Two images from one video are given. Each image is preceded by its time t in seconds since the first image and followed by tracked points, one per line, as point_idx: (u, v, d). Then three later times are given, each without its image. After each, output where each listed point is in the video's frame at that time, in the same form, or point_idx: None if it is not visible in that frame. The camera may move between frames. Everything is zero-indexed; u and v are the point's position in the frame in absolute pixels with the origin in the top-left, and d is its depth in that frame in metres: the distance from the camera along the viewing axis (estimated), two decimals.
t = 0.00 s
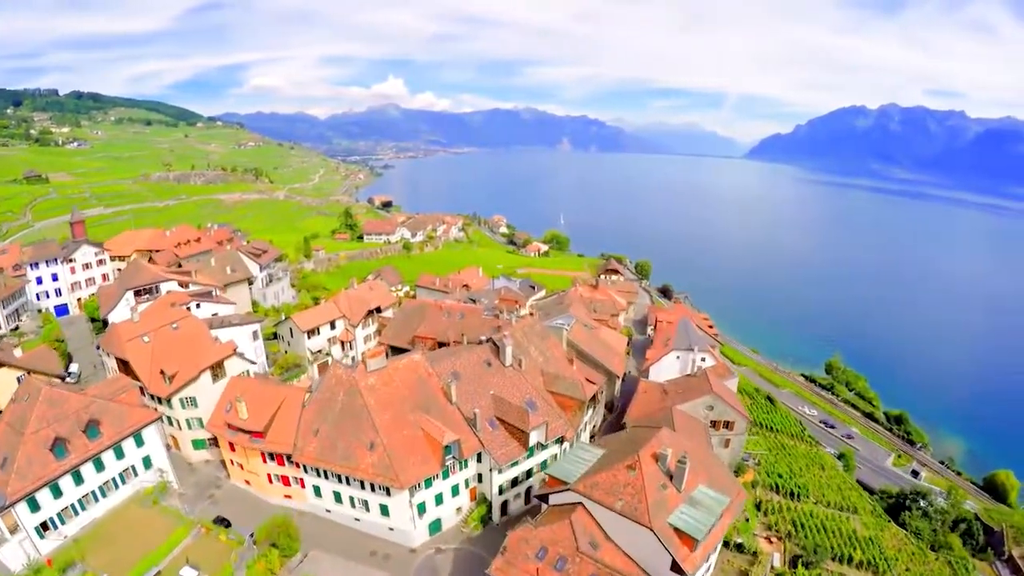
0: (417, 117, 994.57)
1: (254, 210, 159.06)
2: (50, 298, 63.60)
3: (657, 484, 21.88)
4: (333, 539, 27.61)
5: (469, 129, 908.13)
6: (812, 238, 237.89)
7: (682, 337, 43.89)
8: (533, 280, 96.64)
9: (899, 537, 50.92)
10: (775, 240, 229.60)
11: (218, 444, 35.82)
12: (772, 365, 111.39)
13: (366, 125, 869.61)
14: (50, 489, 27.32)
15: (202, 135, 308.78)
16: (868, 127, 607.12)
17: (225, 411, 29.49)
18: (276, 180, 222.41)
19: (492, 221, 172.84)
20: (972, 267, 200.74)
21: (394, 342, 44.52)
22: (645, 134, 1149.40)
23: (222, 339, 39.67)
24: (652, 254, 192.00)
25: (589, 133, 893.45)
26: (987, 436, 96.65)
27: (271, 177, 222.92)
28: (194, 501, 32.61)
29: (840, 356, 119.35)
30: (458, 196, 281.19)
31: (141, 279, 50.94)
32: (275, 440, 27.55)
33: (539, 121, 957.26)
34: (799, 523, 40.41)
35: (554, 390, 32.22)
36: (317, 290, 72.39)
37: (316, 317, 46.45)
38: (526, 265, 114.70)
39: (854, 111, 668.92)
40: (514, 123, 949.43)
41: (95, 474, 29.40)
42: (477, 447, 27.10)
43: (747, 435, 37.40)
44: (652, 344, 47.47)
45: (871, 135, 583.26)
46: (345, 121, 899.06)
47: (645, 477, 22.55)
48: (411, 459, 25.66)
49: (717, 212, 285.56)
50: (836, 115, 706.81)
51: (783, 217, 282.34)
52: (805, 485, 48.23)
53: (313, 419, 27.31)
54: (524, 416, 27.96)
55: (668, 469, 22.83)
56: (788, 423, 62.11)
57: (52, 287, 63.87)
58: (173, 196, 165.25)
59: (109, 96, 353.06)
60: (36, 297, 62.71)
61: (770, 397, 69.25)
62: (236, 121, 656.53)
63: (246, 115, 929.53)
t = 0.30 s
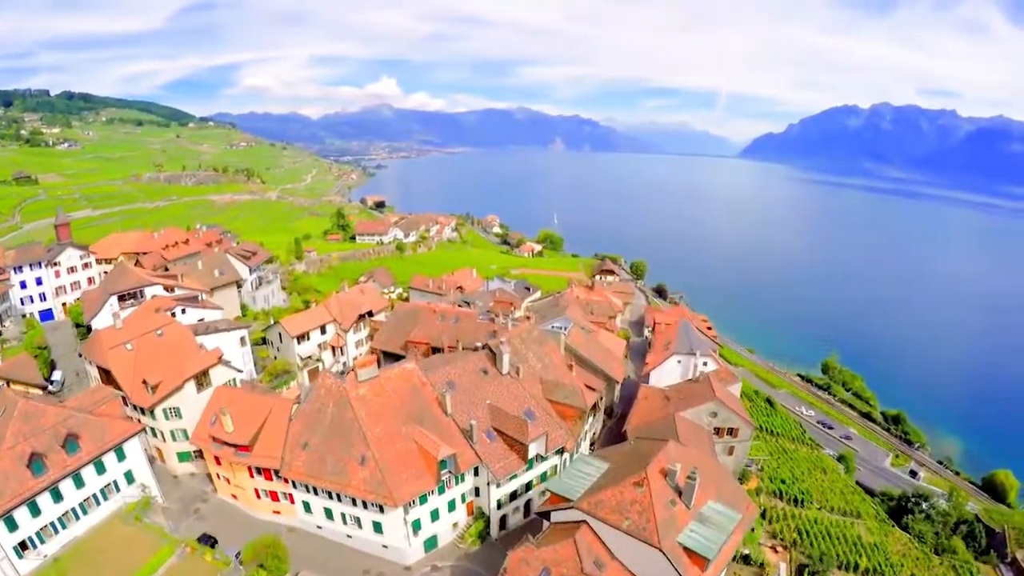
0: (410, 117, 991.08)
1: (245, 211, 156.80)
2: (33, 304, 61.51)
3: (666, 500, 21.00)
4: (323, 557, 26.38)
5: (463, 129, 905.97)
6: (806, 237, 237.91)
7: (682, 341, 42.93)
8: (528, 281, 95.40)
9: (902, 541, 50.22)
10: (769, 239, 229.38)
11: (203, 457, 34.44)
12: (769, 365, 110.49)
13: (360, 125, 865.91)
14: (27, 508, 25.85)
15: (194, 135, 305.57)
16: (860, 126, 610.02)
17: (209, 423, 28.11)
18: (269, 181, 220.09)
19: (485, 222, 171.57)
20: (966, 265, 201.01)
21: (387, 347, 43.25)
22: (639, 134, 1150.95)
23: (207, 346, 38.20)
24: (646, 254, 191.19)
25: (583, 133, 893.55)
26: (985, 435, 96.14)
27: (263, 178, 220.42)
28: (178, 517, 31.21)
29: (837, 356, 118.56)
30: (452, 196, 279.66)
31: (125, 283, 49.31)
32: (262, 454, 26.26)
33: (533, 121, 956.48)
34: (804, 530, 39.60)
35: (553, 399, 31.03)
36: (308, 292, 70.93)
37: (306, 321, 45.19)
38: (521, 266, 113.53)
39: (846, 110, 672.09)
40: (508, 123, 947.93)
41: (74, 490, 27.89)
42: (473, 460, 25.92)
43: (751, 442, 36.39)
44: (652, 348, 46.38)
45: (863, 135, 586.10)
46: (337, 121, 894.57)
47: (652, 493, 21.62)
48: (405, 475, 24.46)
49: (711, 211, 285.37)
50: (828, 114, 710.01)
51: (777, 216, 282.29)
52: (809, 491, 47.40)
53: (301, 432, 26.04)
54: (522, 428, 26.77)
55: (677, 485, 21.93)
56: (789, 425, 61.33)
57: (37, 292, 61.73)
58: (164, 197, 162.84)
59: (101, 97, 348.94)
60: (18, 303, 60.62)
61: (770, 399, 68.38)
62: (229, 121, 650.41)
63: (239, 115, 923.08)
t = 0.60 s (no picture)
0: (404, 117, 987.80)
1: (238, 212, 154.75)
2: (16, 309, 59.68)
3: (677, 520, 20.04)
4: None
5: (457, 129, 903.62)
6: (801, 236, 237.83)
7: (684, 345, 41.88)
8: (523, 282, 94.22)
9: (907, 546, 49.36)
10: (764, 238, 229.12)
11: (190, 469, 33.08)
12: (766, 365, 109.66)
13: (354, 125, 862.08)
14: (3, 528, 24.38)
15: (187, 136, 302.59)
16: (854, 125, 612.15)
17: (193, 437, 26.77)
18: (262, 181, 217.92)
19: (480, 222, 170.17)
20: (960, 264, 201.30)
21: (380, 352, 42.02)
22: (633, 134, 1151.88)
23: (193, 353, 36.75)
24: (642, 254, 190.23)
25: (577, 133, 893.16)
26: (983, 435, 95.64)
27: (256, 178, 218.31)
28: (164, 534, 29.80)
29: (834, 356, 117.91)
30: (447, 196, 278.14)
31: (110, 288, 47.51)
32: (249, 469, 24.95)
33: (527, 121, 955.35)
34: (811, 539, 38.74)
35: (553, 408, 29.87)
36: (299, 295, 69.49)
37: (297, 326, 43.89)
38: (515, 267, 112.28)
39: (839, 110, 675.12)
40: (503, 122, 946.51)
41: (53, 507, 26.43)
42: (472, 475, 24.69)
43: (756, 449, 35.44)
44: (652, 352, 45.31)
45: (857, 134, 588.44)
46: (331, 121, 890.44)
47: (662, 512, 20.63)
48: (400, 492, 23.22)
49: (706, 211, 285.20)
50: (821, 114, 712.49)
51: (772, 216, 282.25)
52: (813, 497, 46.47)
53: (290, 446, 24.75)
54: (523, 440, 25.59)
55: (687, 503, 21.00)
56: (790, 428, 60.44)
57: (21, 296, 59.78)
58: (155, 198, 160.37)
59: (92, 97, 345.05)
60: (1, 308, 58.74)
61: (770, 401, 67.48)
62: (222, 122, 645.81)
63: (232, 116, 917.12)
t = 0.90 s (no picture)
0: (401, 117, 985.16)
1: (233, 212, 153.04)
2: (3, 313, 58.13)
3: (693, 541, 18.99)
4: None
5: (454, 129, 901.60)
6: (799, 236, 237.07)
7: (691, 351, 40.64)
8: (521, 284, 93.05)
9: (914, 553, 48.33)
10: (762, 238, 228.42)
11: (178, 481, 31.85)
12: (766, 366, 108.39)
13: (350, 125, 859.35)
14: None
15: (183, 136, 300.34)
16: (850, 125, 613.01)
17: (180, 451, 25.55)
18: (257, 182, 216.04)
19: (477, 222, 168.87)
20: (958, 263, 200.83)
21: (376, 359, 40.79)
22: (629, 134, 1151.44)
23: (182, 362, 35.51)
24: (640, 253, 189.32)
25: (574, 133, 892.08)
26: (983, 434, 94.67)
27: (251, 178, 216.43)
28: (151, 551, 28.53)
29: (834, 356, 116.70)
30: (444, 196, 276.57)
31: (97, 292, 46.14)
32: (239, 486, 23.76)
33: (524, 121, 954.15)
34: (820, 549, 37.77)
35: (557, 418, 28.77)
36: (294, 298, 68.08)
37: (289, 331, 42.53)
38: (513, 267, 110.97)
39: (835, 110, 676.08)
40: (500, 122, 944.94)
41: (33, 525, 25.08)
42: (473, 491, 23.53)
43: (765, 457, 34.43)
44: (656, 357, 44.19)
45: (853, 134, 589.26)
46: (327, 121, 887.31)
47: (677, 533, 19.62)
48: (397, 511, 22.06)
49: (703, 211, 284.66)
50: (817, 113, 713.58)
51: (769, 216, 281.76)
52: (820, 503, 45.51)
53: (282, 462, 23.56)
54: (526, 454, 24.47)
55: (702, 522, 19.99)
56: (794, 432, 59.45)
57: (9, 300, 58.33)
58: (149, 199, 158.44)
59: (87, 97, 342.26)
60: None
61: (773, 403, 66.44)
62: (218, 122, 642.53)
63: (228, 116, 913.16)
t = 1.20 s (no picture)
0: (400, 117, 983.38)
1: (231, 212, 151.70)
2: None
3: (711, 566, 18.49)
4: None
5: (453, 129, 899.88)
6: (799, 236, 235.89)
7: (699, 357, 39.58)
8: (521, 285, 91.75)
9: (924, 561, 47.14)
10: (762, 238, 227.35)
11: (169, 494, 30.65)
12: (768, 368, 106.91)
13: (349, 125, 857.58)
14: None
15: (181, 135, 298.81)
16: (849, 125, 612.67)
17: (168, 465, 24.32)
18: (256, 181, 214.56)
19: (476, 222, 167.55)
20: (958, 263, 199.83)
21: (374, 364, 39.61)
22: (628, 134, 1150.53)
23: (172, 369, 34.31)
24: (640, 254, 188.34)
25: (573, 133, 890.67)
26: (985, 436, 93.46)
27: (249, 178, 214.94)
28: (140, 569, 27.32)
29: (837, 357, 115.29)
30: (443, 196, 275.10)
31: (86, 296, 44.93)
32: (229, 502, 22.53)
33: (524, 121, 952.88)
34: (832, 561, 36.65)
35: (562, 429, 27.61)
36: (291, 301, 66.79)
37: (284, 336, 41.36)
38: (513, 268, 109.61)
39: (834, 110, 675.59)
40: (499, 122, 943.45)
41: (14, 545, 23.81)
42: (476, 510, 22.37)
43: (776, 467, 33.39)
44: (662, 362, 43.10)
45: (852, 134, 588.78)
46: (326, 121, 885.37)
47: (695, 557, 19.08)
48: (396, 530, 20.90)
49: (703, 211, 283.86)
50: (816, 114, 713.35)
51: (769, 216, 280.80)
52: (829, 512, 44.36)
53: (274, 478, 22.34)
54: (531, 469, 23.29)
55: (721, 545, 19.44)
56: (800, 437, 58.29)
57: None
58: (147, 199, 157.06)
59: (86, 96, 340.68)
60: None
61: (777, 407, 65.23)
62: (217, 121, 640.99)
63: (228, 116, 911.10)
